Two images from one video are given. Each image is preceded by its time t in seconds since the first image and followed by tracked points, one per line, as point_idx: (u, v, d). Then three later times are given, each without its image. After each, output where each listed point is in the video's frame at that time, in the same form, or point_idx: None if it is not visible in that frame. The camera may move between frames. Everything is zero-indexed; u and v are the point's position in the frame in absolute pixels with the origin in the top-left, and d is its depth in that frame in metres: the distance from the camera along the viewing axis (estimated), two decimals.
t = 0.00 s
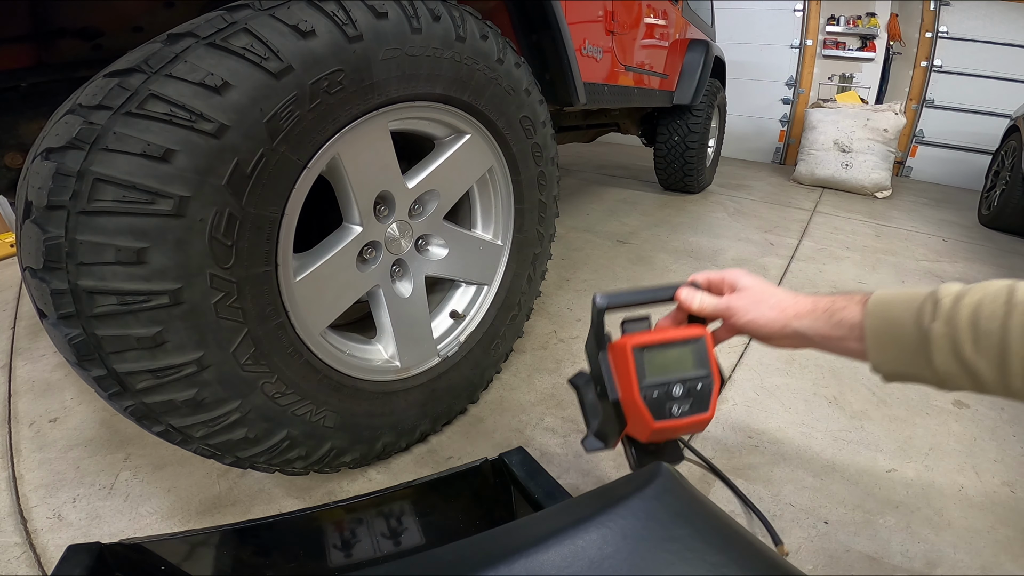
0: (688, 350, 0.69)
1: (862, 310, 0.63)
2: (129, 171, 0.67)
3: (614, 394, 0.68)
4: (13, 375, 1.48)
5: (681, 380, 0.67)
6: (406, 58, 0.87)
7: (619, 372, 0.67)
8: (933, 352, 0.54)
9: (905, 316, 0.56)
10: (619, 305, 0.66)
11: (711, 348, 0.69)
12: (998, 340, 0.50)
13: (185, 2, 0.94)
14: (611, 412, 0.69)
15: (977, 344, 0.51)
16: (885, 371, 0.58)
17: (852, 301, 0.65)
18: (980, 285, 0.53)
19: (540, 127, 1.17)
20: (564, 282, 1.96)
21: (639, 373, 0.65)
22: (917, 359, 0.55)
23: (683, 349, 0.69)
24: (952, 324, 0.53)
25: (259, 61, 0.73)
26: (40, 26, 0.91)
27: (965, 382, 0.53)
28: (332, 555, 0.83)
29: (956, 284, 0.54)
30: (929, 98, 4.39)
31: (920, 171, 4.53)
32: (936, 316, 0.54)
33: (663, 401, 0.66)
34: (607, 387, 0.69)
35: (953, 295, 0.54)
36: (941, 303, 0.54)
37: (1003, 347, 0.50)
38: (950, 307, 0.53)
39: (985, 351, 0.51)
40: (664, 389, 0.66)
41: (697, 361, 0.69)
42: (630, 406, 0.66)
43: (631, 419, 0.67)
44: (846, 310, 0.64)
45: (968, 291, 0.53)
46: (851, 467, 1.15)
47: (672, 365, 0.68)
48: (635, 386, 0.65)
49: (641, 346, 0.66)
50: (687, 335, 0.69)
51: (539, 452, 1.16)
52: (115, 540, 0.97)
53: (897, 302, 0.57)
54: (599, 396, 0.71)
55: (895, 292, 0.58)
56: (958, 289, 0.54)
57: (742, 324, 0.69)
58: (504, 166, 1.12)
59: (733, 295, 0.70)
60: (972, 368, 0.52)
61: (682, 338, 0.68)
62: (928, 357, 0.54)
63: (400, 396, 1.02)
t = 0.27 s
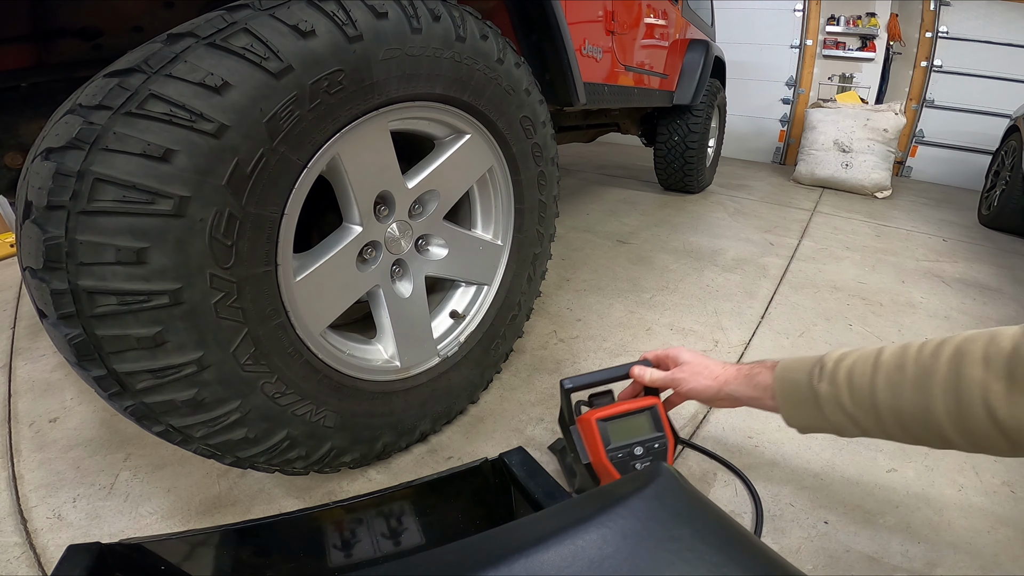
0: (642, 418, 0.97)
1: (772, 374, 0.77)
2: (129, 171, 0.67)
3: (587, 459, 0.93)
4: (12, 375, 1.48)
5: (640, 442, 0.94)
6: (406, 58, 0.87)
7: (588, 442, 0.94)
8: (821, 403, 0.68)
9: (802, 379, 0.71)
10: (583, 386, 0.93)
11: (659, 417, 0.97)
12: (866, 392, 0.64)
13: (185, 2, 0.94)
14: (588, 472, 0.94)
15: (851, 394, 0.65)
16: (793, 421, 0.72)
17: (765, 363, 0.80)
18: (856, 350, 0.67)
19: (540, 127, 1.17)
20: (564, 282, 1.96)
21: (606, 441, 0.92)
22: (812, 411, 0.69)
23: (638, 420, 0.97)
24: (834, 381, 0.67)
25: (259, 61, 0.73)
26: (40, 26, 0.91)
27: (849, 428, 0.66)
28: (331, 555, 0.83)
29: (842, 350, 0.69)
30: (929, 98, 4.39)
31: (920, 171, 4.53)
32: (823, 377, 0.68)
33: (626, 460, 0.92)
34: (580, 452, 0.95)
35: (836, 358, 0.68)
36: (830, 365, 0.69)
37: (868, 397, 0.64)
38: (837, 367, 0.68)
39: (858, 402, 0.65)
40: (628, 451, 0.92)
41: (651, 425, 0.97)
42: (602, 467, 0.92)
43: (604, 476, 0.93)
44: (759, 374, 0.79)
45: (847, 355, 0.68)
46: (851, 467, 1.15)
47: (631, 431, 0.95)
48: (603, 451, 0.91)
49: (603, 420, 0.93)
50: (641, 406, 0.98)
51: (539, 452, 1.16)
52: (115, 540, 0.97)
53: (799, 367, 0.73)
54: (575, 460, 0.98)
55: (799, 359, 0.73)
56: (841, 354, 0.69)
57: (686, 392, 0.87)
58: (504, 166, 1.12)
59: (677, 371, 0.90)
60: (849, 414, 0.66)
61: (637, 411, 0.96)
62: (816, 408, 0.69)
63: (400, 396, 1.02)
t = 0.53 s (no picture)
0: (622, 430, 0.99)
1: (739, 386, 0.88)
2: (129, 171, 0.67)
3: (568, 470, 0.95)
4: (12, 375, 1.48)
5: (619, 453, 0.96)
6: (406, 58, 0.87)
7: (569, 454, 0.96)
8: (786, 409, 0.78)
9: (768, 387, 0.82)
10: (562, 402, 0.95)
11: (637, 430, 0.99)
12: (825, 398, 0.75)
13: (185, 2, 0.94)
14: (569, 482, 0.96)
15: (813, 400, 0.76)
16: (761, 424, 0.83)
17: (732, 377, 0.91)
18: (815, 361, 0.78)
19: (540, 127, 1.17)
20: (563, 282, 1.96)
21: (585, 453, 0.94)
22: (779, 416, 0.80)
23: (617, 432, 0.98)
24: (798, 389, 0.78)
25: (259, 61, 0.73)
26: (40, 26, 0.91)
27: (811, 430, 0.77)
28: (331, 555, 0.83)
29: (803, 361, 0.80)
30: (929, 98, 4.39)
31: (920, 171, 4.53)
32: (789, 386, 0.79)
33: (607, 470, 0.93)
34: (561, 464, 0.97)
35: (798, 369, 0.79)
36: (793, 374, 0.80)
37: (826, 402, 0.75)
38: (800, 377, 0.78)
39: (818, 407, 0.75)
40: (607, 462, 0.94)
41: (632, 436, 0.98)
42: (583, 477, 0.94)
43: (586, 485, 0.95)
44: (728, 386, 0.90)
45: (808, 366, 0.78)
46: (851, 467, 1.15)
47: (612, 443, 0.97)
48: (583, 462, 0.93)
49: (581, 431, 0.96)
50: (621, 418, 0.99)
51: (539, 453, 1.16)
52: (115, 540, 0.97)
53: (766, 377, 0.83)
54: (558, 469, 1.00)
55: (766, 369, 0.84)
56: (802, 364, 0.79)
57: (659, 405, 0.95)
58: (504, 166, 1.12)
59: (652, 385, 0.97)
60: (810, 419, 0.76)
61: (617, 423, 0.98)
62: (785, 417, 0.79)
63: (400, 396, 1.02)
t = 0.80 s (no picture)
0: (616, 426, 1.04)
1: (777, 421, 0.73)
2: (129, 171, 0.67)
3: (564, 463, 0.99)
4: (12, 375, 1.48)
5: (613, 447, 1.00)
6: (406, 58, 0.87)
7: (565, 448, 1.01)
8: (825, 447, 0.65)
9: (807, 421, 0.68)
10: (558, 394, 1.03)
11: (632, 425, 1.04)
12: (876, 435, 0.61)
13: (185, 2, 0.94)
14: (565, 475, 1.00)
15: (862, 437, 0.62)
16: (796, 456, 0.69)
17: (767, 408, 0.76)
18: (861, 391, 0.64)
19: (540, 127, 1.17)
20: (563, 282, 1.96)
21: (580, 445, 0.99)
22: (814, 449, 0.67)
23: (612, 428, 1.04)
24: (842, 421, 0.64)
25: (259, 61, 0.73)
26: (40, 26, 0.91)
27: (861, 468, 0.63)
28: (332, 555, 0.83)
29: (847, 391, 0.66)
30: (929, 98, 4.39)
31: (920, 171, 4.53)
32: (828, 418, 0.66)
33: (601, 463, 0.97)
34: (558, 458, 1.02)
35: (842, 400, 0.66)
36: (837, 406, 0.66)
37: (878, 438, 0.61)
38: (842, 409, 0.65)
39: (870, 443, 0.61)
40: (602, 455, 0.99)
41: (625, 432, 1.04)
42: (578, 470, 0.98)
43: (581, 479, 0.98)
44: (762, 419, 0.75)
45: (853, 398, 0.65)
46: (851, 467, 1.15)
47: (606, 438, 1.02)
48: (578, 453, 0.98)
49: (578, 425, 1.02)
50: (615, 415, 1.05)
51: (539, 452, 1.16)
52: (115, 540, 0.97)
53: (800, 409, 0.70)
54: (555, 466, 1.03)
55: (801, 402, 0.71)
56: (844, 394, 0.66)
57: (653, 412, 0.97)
58: (504, 166, 1.12)
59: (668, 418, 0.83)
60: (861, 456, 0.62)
61: (611, 419, 1.04)
62: (829, 453, 0.65)
63: (400, 396, 1.02)
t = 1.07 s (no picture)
0: (615, 424, 1.04)
1: (747, 451, 0.86)
2: (129, 171, 0.67)
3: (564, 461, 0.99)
4: (12, 375, 1.48)
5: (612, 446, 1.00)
6: (406, 58, 0.87)
7: (564, 447, 1.01)
8: (811, 475, 0.75)
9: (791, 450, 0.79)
10: (557, 394, 1.03)
11: (630, 424, 1.05)
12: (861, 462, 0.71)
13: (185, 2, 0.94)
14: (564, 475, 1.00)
15: (843, 463, 0.72)
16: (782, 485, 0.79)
17: (739, 440, 0.89)
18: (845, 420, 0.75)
19: (540, 127, 1.17)
20: (564, 282, 1.96)
21: (579, 444, 0.99)
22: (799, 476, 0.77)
23: (611, 427, 1.04)
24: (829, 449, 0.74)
25: (259, 61, 0.73)
26: (40, 26, 0.91)
27: (843, 494, 0.73)
28: (332, 555, 0.83)
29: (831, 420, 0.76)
30: (929, 98, 4.39)
31: (920, 171, 4.53)
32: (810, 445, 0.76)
33: (600, 461, 0.97)
34: (557, 457, 1.02)
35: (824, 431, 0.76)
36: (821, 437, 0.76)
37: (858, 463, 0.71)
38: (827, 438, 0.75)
39: (849, 470, 0.72)
40: (601, 454, 0.99)
41: (624, 431, 1.04)
42: (577, 468, 0.98)
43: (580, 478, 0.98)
44: (735, 449, 0.88)
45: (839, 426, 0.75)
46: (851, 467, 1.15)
47: (605, 437, 1.02)
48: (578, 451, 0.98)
49: (577, 424, 1.02)
50: (613, 414, 1.05)
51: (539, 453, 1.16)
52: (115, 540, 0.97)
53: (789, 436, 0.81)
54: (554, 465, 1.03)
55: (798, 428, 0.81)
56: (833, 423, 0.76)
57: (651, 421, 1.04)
58: (504, 166, 1.12)
59: (646, 434, 0.99)
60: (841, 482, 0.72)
61: (609, 418, 1.04)
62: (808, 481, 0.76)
63: (400, 396, 1.02)
